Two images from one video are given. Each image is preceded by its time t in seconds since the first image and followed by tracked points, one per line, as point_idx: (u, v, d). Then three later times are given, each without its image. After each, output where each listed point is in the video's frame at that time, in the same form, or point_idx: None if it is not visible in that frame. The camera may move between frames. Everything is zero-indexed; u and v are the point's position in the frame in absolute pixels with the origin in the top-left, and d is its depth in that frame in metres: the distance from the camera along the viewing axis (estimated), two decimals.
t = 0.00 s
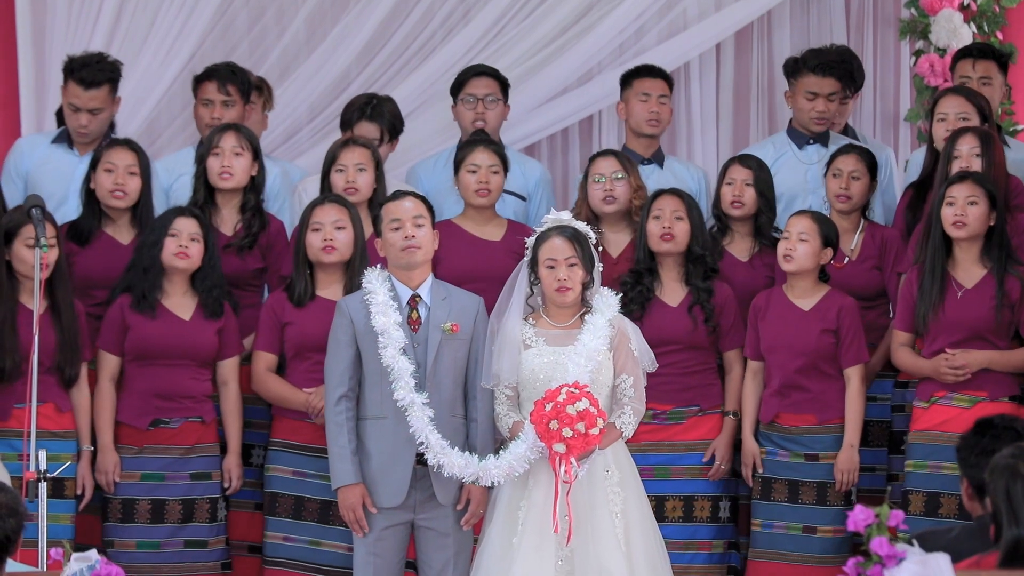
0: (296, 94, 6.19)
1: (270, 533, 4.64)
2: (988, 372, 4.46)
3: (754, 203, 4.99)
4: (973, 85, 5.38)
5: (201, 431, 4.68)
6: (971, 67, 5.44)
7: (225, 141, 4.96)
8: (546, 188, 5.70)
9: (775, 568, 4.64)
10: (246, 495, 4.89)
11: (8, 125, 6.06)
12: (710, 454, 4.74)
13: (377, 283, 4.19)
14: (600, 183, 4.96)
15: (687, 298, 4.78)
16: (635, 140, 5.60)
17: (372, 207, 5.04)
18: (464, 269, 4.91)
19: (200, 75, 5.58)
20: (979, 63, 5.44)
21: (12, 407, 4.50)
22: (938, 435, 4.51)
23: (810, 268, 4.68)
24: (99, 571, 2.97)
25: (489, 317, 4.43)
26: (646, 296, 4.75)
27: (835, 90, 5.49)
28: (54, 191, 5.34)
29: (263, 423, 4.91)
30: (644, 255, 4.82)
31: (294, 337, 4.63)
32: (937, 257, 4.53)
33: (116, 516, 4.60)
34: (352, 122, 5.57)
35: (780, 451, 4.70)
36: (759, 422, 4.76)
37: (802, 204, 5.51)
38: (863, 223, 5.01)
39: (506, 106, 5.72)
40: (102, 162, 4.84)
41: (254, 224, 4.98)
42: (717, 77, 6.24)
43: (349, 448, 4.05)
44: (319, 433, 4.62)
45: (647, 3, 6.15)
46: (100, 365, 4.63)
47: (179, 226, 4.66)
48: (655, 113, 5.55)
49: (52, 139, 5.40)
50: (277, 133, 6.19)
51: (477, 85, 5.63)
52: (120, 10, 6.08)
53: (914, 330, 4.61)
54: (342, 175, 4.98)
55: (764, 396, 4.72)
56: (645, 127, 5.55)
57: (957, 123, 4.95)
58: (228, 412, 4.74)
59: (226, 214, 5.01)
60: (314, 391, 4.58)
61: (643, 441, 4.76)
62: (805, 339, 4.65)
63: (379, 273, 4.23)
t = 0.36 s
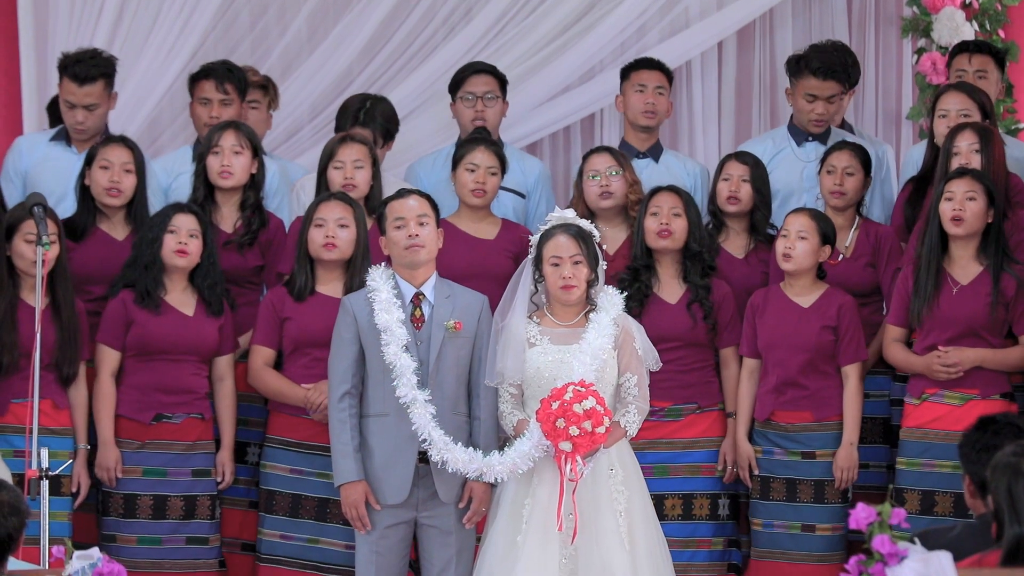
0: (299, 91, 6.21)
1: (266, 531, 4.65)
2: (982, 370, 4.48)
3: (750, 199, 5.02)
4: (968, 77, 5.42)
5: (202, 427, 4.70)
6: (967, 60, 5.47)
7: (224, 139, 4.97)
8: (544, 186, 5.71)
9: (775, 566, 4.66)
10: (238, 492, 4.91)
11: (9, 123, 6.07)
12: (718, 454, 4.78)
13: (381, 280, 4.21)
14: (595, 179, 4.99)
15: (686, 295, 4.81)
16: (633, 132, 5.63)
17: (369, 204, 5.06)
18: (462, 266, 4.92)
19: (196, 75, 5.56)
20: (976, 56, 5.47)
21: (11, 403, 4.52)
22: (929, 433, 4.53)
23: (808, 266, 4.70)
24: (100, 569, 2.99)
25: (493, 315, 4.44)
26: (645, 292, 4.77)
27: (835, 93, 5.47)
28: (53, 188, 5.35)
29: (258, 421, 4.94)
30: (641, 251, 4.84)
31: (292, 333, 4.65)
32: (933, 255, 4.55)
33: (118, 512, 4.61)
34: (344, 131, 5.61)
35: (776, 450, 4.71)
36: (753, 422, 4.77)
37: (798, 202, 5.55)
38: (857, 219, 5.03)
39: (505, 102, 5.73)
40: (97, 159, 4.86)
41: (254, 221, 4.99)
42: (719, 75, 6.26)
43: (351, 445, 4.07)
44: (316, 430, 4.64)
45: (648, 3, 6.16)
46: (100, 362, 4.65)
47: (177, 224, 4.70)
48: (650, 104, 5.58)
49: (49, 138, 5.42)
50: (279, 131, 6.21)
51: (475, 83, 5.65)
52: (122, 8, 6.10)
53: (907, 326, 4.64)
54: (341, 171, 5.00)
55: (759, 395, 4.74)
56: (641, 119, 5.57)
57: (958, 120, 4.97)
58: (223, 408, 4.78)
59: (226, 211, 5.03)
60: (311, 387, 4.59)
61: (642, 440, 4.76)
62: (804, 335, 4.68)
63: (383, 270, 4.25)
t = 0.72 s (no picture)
0: (299, 89, 6.21)
1: (269, 530, 4.65)
2: (984, 368, 4.48)
3: (746, 197, 5.02)
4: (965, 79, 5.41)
5: (203, 428, 4.69)
6: (964, 63, 5.47)
7: (226, 136, 4.97)
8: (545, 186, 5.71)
9: (777, 565, 4.66)
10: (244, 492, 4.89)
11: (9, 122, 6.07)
12: (725, 453, 4.79)
13: (382, 279, 4.22)
14: (590, 182, 4.98)
15: (687, 296, 4.81)
16: (626, 129, 5.63)
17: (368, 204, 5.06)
18: (462, 266, 4.92)
19: (191, 76, 5.56)
20: (972, 59, 5.46)
21: (12, 404, 4.51)
22: (932, 433, 4.52)
23: (809, 266, 4.70)
24: (101, 568, 2.98)
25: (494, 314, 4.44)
26: (645, 291, 4.78)
27: (833, 95, 5.49)
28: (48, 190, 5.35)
29: (262, 420, 4.94)
30: (641, 251, 4.85)
31: (293, 333, 4.64)
32: (933, 257, 4.55)
33: (120, 515, 4.61)
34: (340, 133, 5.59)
35: (779, 447, 4.70)
36: (757, 419, 4.77)
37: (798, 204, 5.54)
38: (855, 219, 5.03)
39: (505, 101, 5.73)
40: (94, 159, 4.86)
41: (254, 221, 4.99)
42: (719, 74, 6.24)
43: (351, 443, 4.07)
44: (320, 429, 4.64)
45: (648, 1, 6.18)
46: (102, 365, 4.66)
47: (174, 224, 4.69)
48: (647, 103, 5.57)
49: (41, 139, 5.41)
50: (279, 130, 6.20)
51: (476, 83, 5.64)
52: (123, 6, 6.11)
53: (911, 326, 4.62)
54: (339, 169, 5.00)
55: (762, 394, 4.73)
56: (637, 117, 5.57)
57: (959, 120, 4.97)
58: (232, 407, 4.74)
59: (226, 211, 5.03)
60: (316, 387, 4.59)
61: (646, 439, 4.77)
62: (804, 336, 4.67)
63: (384, 269, 4.25)
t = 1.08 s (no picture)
0: (286, 88, 6.19)
1: (254, 530, 4.63)
2: (966, 367, 4.49)
3: (727, 197, 5.02)
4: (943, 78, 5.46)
5: (179, 427, 4.66)
6: (941, 62, 5.50)
7: (208, 136, 4.94)
8: (524, 185, 5.69)
9: (757, 564, 4.66)
10: (225, 490, 4.89)
11: None
12: (704, 452, 4.78)
13: (366, 279, 4.20)
14: (567, 178, 4.98)
15: (665, 295, 4.80)
16: (615, 133, 5.62)
17: (349, 204, 5.04)
18: (444, 267, 4.91)
19: (157, 71, 5.51)
20: (949, 58, 5.50)
21: None
22: (912, 431, 4.54)
23: (789, 266, 4.69)
24: (85, 568, 2.98)
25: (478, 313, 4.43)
26: (625, 291, 4.78)
27: (812, 92, 5.51)
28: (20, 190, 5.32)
29: (244, 419, 4.92)
30: (623, 250, 4.85)
31: (274, 334, 4.63)
32: (915, 254, 4.55)
33: (96, 513, 4.61)
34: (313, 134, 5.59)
35: (760, 446, 4.71)
36: (739, 419, 4.77)
37: (778, 202, 5.55)
38: (837, 219, 5.03)
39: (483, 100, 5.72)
40: (71, 161, 4.84)
41: (237, 221, 4.97)
42: (705, 74, 6.24)
43: (335, 443, 4.06)
44: (303, 429, 4.62)
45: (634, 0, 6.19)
46: (82, 364, 4.64)
47: (149, 223, 4.67)
48: (636, 107, 5.57)
49: (7, 140, 5.39)
50: (263, 131, 6.18)
51: (454, 81, 5.62)
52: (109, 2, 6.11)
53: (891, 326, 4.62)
54: (319, 169, 4.98)
55: (744, 394, 4.74)
56: (627, 121, 5.56)
57: (936, 119, 4.98)
58: (211, 405, 4.68)
59: (209, 211, 5.01)
60: (297, 386, 4.58)
61: (623, 438, 4.76)
62: (784, 336, 4.68)
63: (368, 268, 4.24)
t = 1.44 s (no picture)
0: (251, 87, 6.11)
1: (197, 530, 4.57)
2: (903, 366, 4.48)
3: (676, 196, 5.00)
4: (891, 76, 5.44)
5: (122, 426, 4.60)
6: (889, 61, 5.51)
7: (158, 135, 4.88)
8: (468, 183, 5.65)
9: (714, 565, 4.64)
10: (170, 490, 4.85)
11: None
12: (645, 451, 4.76)
13: (326, 278, 4.16)
14: (518, 177, 4.99)
15: (615, 293, 4.77)
16: (565, 132, 5.60)
17: (297, 204, 4.97)
18: (392, 268, 4.88)
19: (95, 70, 5.47)
20: (897, 57, 5.51)
21: None
22: (851, 430, 4.53)
23: (740, 264, 4.69)
24: (49, 568, 3.06)
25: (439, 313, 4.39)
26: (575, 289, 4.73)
27: (754, 87, 5.52)
28: None
29: (190, 418, 4.84)
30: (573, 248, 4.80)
31: (220, 333, 4.55)
32: (856, 251, 4.52)
33: (36, 510, 4.56)
34: (249, 135, 5.53)
35: (711, 446, 4.70)
36: (688, 418, 4.77)
37: (721, 199, 5.52)
38: (789, 218, 5.02)
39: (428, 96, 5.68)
40: (13, 158, 4.77)
41: (185, 220, 4.91)
42: (670, 71, 6.27)
43: (295, 442, 4.01)
44: (244, 427, 4.56)
45: None
46: (25, 361, 4.55)
47: (93, 220, 4.57)
48: (593, 108, 5.58)
49: None
50: (226, 134, 6.10)
51: (398, 78, 5.59)
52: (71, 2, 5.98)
53: (829, 322, 4.61)
54: (267, 167, 4.91)
55: (694, 393, 4.72)
56: (583, 123, 5.56)
57: (885, 116, 5.00)
58: (153, 403, 4.62)
59: (156, 210, 4.95)
60: (238, 385, 4.51)
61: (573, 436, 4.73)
62: (739, 333, 4.67)
63: (329, 268, 4.20)
